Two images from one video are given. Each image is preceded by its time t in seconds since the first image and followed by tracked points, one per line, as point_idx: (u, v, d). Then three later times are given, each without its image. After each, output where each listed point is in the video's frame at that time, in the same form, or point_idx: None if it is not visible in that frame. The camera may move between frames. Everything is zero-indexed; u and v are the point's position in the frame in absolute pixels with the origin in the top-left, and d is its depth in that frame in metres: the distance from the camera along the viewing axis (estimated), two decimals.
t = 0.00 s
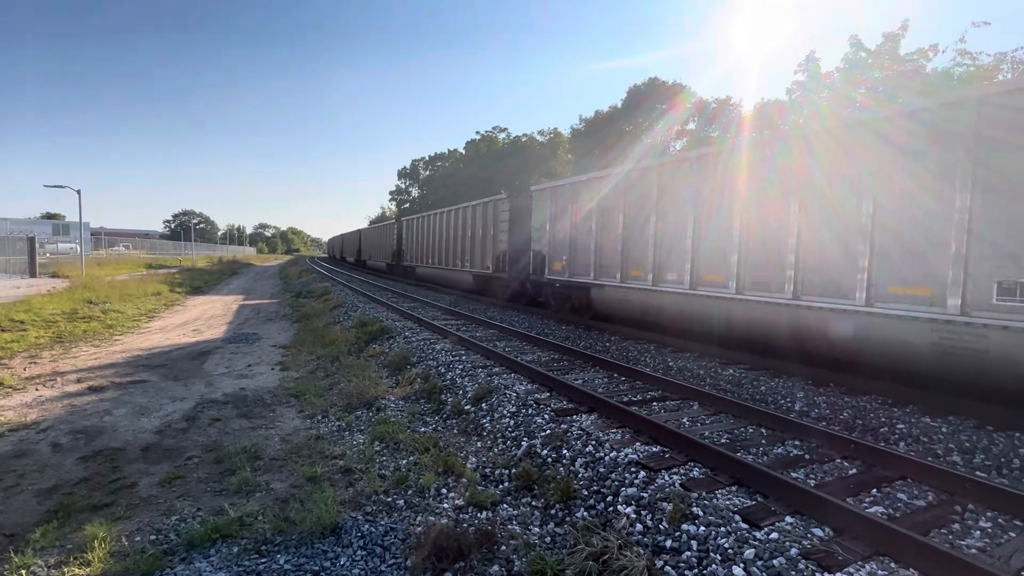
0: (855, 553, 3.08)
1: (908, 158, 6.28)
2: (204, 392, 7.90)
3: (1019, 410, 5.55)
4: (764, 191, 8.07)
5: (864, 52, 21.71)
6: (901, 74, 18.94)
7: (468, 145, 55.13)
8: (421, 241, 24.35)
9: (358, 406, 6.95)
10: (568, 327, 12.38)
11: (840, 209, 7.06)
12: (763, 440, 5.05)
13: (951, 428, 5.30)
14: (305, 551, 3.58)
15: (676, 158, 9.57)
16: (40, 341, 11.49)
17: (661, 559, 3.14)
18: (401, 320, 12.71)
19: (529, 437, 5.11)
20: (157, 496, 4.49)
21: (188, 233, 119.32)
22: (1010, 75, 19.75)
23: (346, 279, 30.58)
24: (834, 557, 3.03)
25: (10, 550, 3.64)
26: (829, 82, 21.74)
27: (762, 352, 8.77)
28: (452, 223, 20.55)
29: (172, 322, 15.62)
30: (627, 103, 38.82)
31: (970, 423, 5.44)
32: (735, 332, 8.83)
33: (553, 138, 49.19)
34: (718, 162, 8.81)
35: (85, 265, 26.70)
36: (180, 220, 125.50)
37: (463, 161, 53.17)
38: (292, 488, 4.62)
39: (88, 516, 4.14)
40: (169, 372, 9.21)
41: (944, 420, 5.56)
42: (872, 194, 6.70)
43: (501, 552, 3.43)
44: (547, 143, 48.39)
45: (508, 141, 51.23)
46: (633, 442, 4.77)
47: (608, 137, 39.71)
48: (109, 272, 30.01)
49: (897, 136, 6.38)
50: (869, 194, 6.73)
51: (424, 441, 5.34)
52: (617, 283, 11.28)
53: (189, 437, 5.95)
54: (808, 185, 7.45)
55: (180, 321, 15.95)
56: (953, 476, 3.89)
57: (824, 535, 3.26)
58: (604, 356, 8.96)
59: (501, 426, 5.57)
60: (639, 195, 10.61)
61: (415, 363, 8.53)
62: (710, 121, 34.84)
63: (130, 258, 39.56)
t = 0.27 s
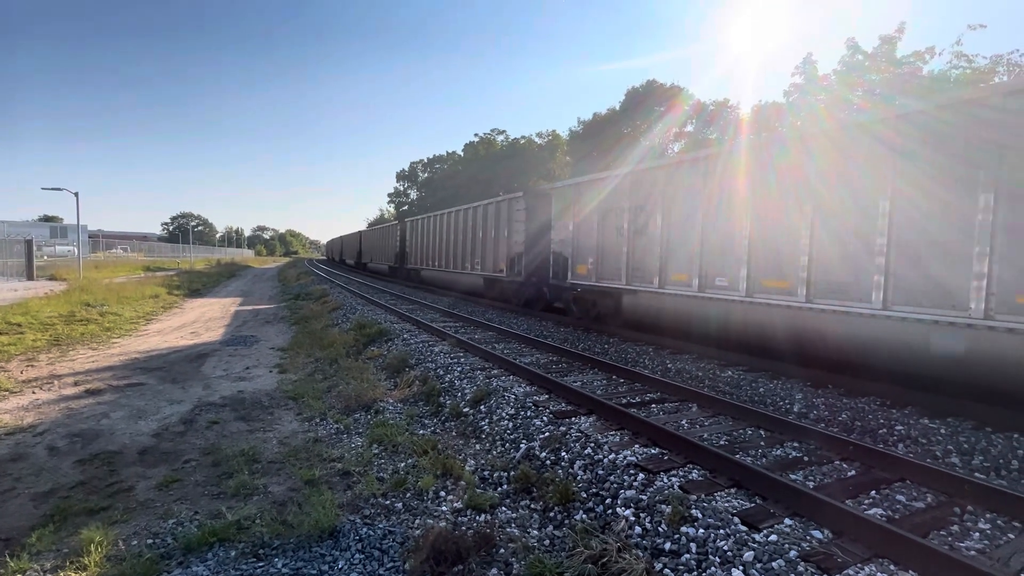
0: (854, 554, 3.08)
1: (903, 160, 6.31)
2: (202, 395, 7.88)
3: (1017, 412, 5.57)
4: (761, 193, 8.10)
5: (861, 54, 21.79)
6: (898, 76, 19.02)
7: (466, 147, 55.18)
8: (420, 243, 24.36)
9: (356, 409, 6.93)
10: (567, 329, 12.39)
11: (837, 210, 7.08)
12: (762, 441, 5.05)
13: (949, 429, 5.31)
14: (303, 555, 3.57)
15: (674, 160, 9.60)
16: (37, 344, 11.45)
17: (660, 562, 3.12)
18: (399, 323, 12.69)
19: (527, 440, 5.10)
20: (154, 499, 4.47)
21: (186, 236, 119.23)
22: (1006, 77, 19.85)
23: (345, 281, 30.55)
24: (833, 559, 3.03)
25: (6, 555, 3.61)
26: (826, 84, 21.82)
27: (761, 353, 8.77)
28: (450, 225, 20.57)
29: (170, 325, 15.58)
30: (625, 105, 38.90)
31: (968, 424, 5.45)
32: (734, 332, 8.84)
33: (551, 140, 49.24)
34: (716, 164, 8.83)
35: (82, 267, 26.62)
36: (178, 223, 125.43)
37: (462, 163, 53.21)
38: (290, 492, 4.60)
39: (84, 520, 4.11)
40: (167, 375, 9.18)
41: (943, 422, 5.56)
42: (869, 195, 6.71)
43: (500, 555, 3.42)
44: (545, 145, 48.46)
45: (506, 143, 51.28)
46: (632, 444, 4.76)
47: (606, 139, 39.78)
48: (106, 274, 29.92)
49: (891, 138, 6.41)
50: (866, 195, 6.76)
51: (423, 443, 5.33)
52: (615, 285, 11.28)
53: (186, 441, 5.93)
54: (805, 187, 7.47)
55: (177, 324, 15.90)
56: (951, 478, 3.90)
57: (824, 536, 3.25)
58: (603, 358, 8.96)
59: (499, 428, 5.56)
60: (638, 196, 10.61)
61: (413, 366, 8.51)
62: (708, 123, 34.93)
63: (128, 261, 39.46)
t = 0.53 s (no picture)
0: (853, 555, 3.08)
1: (902, 161, 6.30)
2: (200, 396, 7.86)
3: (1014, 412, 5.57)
4: (760, 194, 8.10)
5: (858, 56, 21.88)
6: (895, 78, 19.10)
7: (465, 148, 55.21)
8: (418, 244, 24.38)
9: (355, 410, 6.92)
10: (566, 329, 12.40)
11: (835, 211, 7.09)
12: (761, 442, 5.06)
13: (947, 429, 5.32)
14: (301, 557, 3.56)
15: (673, 161, 9.60)
16: (34, 346, 11.42)
17: (659, 563, 3.12)
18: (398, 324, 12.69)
19: (526, 441, 5.10)
20: (152, 501, 4.46)
21: (184, 237, 119.06)
22: (1002, 79, 19.94)
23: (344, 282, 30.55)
24: (832, 559, 3.03)
25: (3, 557, 3.60)
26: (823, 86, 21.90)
27: (760, 354, 8.78)
28: (449, 226, 20.59)
29: (168, 327, 15.55)
30: (624, 107, 38.97)
31: (966, 424, 5.46)
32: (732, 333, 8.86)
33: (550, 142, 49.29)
34: (714, 165, 8.83)
35: (80, 268, 26.54)
36: (176, 224, 125.24)
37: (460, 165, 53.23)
38: (288, 493, 4.59)
39: (81, 523, 4.10)
40: (165, 376, 9.16)
41: (941, 422, 5.56)
42: (868, 196, 6.72)
43: (499, 556, 3.41)
44: (543, 147, 48.50)
45: (504, 145, 51.33)
46: (631, 445, 4.76)
47: (605, 140, 39.84)
48: (104, 276, 29.88)
49: (890, 139, 6.41)
50: (865, 196, 6.76)
51: (422, 445, 5.33)
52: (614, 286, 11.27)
53: (185, 442, 5.92)
54: (804, 188, 7.48)
55: (175, 325, 15.87)
56: (949, 478, 3.90)
57: (823, 537, 3.25)
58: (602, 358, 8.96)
59: (498, 429, 5.55)
60: (637, 197, 10.62)
61: (412, 367, 8.51)
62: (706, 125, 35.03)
63: (126, 262, 39.40)
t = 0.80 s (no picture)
0: (852, 554, 3.08)
1: (901, 161, 6.30)
2: (199, 397, 7.85)
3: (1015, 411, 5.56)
4: (760, 194, 8.11)
5: (856, 57, 21.93)
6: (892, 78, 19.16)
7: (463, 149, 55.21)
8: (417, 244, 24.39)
9: (354, 410, 6.92)
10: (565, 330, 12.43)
11: (834, 211, 7.09)
12: (759, 442, 5.06)
13: (945, 429, 5.33)
14: (300, 557, 3.55)
15: (672, 161, 9.60)
16: (32, 347, 11.39)
17: (658, 563, 3.13)
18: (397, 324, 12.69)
19: (525, 441, 5.10)
20: (150, 502, 4.45)
21: (182, 237, 118.96)
22: (999, 79, 20.01)
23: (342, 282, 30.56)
24: (831, 559, 3.04)
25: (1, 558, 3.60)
26: (821, 86, 21.95)
27: (759, 353, 8.79)
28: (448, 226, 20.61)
29: (166, 327, 15.53)
30: (622, 107, 39.02)
31: (964, 424, 5.47)
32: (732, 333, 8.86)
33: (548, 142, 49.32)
34: (713, 165, 8.84)
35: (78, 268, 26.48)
36: (174, 225, 125.11)
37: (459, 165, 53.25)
38: (287, 494, 4.59)
39: (79, 523, 4.10)
40: (163, 377, 9.15)
41: (940, 422, 5.57)
42: (867, 196, 6.72)
43: (498, 556, 3.41)
44: (542, 147, 48.53)
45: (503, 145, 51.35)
46: (630, 445, 4.77)
47: (603, 140, 39.85)
48: (102, 276, 29.87)
49: (890, 139, 6.40)
50: (863, 197, 6.76)
51: (420, 445, 5.33)
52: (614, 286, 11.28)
53: (183, 443, 5.91)
54: (803, 188, 7.48)
55: (173, 325, 15.86)
56: (947, 478, 3.91)
57: (821, 537, 3.26)
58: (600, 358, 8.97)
59: (497, 429, 5.55)
60: (636, 197, 10.63)
61: (411, 367, 8.50)
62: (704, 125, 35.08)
63: (124, 263, 39.38)
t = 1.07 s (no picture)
0: (851, 554, 3.09)
1: (900, 161, 6.32)
2: (197, 397, 7.84)
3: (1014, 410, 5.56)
4: (759, 194, 8.11)
5: (854, 56, 21.98)
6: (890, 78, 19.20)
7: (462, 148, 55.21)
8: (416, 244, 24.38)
9: (353, 410, 6.92)
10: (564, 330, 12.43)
11: (833, 211, 7.10)
12: (758, 441, 5.07)
13: (943, 428, 5.33)
14: (299, 557, 3.55)
15: (672, 161, 9.61)
16: (30, 347, 11.37)
17: (657, 562, 3.13)
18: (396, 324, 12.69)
19: (524, 441, 5.10)
20: (149, 502, 4.45)
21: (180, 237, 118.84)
22: (996, 80, 20.06)
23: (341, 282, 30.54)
24: (830, 558, 3.04)
25: None
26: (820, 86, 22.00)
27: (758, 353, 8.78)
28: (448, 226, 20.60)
29: (165, 327, 15.51)
30: (621, 107, 39.05)
31: (962, 423, 5.48)
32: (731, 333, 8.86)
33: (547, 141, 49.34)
34: (713, 165, 8.85)
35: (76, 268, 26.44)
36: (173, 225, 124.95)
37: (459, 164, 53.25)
38: (286, 494, 4.58)
39: (78, 524, 4.09)
40: (162, 377, 9.14)
41: (938, 421, 5.58)
42: (866, 196, 6.73)
43: (497, 556, 3.41)
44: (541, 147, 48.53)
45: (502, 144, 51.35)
46: (629, 445, 4.77)
47: (602, 140, 39.86)
48: (100, 275, 29.83)
49: (889, 139, 6.42)
50: (862, 196, 6.77)
51: (419, 445, 5.33)
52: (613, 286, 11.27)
53: (182, 443, 5.91)
54: (802, 188, 7.49)
55: (172, 325, 15.84)
56: (945, 477, 3.92)
57: (820, 536, 3.27)
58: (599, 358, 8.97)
59: (496, 429, 5.55)
60: (635, 197, 10.63)
61: (410, 367, 8.49)
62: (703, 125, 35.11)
63: (122, 262, 39.34)
